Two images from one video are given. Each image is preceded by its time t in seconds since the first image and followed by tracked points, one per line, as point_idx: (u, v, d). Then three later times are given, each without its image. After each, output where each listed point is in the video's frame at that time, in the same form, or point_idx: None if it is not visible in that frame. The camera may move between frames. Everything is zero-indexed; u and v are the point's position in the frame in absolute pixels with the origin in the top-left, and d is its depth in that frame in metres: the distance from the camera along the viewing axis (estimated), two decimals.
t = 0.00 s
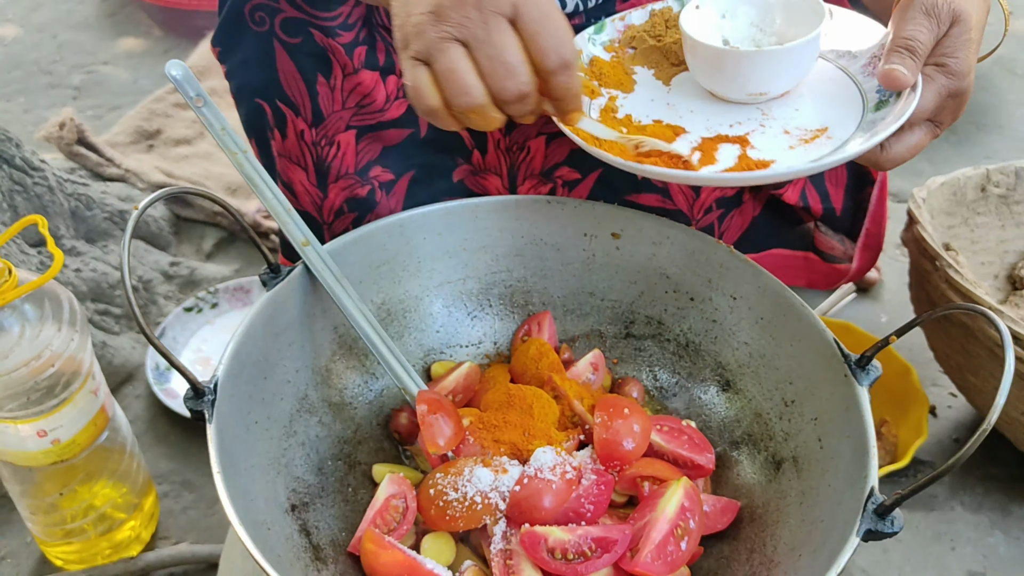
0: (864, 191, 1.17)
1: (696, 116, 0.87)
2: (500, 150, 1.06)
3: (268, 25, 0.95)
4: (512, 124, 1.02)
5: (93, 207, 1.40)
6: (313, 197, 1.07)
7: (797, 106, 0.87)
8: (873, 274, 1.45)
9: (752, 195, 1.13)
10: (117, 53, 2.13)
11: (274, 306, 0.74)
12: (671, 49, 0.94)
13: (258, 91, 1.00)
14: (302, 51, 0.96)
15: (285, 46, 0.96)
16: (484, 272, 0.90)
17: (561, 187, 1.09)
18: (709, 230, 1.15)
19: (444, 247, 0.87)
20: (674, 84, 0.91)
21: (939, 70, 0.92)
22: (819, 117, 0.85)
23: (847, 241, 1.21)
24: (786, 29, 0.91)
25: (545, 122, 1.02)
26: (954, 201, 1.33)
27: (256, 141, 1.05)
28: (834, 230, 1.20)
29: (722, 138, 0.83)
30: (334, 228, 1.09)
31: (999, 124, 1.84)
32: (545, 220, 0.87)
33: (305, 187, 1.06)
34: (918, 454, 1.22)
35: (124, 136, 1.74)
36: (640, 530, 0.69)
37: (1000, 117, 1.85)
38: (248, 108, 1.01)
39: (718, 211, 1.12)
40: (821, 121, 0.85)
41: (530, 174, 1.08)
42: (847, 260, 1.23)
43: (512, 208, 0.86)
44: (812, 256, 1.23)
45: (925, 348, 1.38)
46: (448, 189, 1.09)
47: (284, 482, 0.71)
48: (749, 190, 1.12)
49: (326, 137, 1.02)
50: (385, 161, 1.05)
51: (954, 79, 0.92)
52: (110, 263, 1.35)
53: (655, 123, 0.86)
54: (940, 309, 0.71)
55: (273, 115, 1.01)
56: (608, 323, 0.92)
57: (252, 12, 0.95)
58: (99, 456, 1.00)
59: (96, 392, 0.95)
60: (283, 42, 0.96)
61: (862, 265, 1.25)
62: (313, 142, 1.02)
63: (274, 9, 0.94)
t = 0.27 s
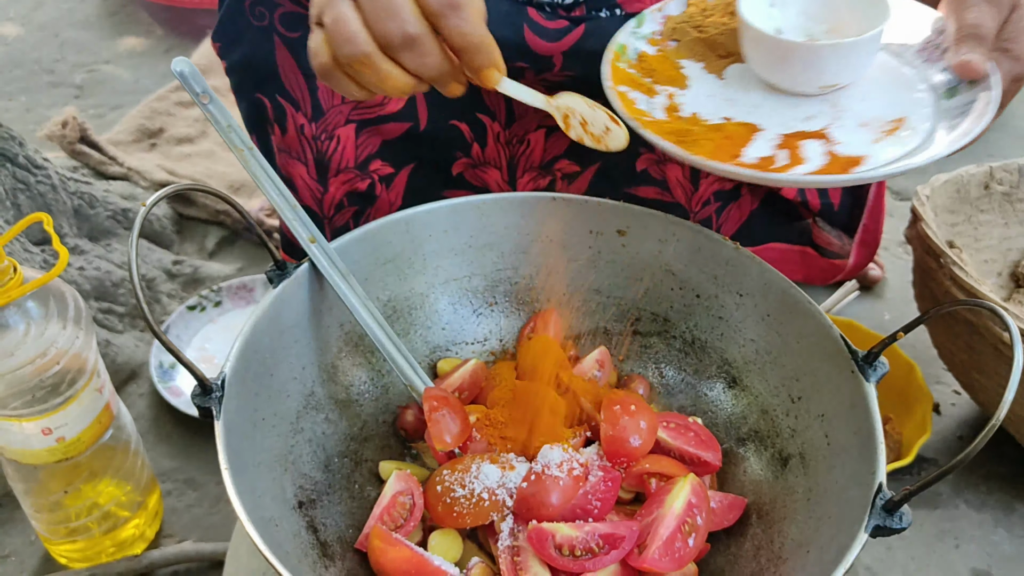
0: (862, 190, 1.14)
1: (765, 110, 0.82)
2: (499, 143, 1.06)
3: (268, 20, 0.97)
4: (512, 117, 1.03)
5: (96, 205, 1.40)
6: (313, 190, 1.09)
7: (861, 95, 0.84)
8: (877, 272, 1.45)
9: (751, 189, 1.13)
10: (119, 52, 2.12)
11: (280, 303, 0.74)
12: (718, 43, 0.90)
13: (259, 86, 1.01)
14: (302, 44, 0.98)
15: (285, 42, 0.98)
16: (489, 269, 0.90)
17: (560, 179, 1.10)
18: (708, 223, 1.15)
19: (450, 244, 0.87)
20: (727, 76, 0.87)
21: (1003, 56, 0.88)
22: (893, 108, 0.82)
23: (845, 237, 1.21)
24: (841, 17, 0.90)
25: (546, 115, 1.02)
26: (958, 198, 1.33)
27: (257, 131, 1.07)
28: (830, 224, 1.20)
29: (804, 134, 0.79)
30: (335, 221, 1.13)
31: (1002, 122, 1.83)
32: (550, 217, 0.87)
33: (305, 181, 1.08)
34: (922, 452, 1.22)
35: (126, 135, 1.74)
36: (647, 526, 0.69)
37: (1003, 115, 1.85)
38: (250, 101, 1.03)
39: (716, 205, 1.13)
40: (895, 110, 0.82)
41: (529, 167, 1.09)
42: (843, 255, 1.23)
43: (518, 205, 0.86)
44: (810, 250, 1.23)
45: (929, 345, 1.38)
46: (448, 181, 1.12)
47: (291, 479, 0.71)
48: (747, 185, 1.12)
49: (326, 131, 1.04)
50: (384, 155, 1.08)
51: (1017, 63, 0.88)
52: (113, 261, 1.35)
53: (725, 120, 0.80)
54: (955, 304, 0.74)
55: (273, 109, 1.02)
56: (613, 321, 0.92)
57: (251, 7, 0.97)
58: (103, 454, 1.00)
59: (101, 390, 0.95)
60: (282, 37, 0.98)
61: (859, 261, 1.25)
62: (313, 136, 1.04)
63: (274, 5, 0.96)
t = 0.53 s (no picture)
0: (858, 182, 1.14)
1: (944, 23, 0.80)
2: (498, 137, 1.08)
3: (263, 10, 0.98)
4: (511, 111, 1.06)
5: (98, 205, 1.40)
6: (309, 182, 1.07)
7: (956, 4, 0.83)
8: (879, 270, 1.45)
9: (749, 181, 1.15)
10: (119, 51, 2.12)
11: (284, 302, 0.73)
12: None
13: (256, 79, 1.03)
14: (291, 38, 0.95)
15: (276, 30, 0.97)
16: (492, 268, 0.90)
17: (559, 173, 1.13)
18: (705, 216, 1.18)
19: (453, 243, 0.87)
20: (823, 15, 0.85)
21: None
22: (1007, 8, 0.81)
23: (840, 230, 1.20)
24: None
25: (544, 109, 1.06)
26: (959, 197, 1.33)
27: (254, 122, 1.10)
28: (826, 218, 1.19)
29: (938, 48, 0.77)
30: (330, 215, 1.10)
31: (1003, 121, 1.84)
32: (553, 215, 0.87)
33: (300, 173, 1.06)
34: (924, 451, 1.22)
35: (128, 134, 1.73)
36: (651, 525, 0.69)
37: (1004, 114, 1.85)
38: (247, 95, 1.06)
39: (715, 197, 1.15)
40: (998, 17, 0.79)
41: (529, 160, 1.12)
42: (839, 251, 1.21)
43: (521, 203, 0.86)
44: (806, 245, 1.21)
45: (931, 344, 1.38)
46: (444, 174, 1.11)
47: (295, 478, 0.71)
48: (745, 176, 1.14)
49: (321, 123, 1.02)
50: (380, 148, 1.06)
51: None
52: (114, 261, 1.35)
53: (859, 55, 0.78)
54: (958, 303, 0.75)
55: (269, 101, 1.02)
56: (616, 319, 0.91)
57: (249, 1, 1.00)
58: (105, 454, 1.00)
59: (103, 389, 0.95)
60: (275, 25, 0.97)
61: (854, 257, 1.23)
62: (308, 129, 1.02)
63: None
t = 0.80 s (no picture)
0: (863, 167, 1.14)
1: (956, 27, 0.83)
2: (506, 126, 1.09)
3: None
4: (519, 99, 1.07)
5: (100, 203, 1.40)
6: (313, 168, 1.06)
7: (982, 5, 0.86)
8: (881, 269, 1.44)
9: (756, 167, 1.15)
10: (120, 50, 2.12)
11: (288, 300, 0.73)
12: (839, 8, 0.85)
13: (259, 67, 1.01)
14: (300, 21, 0.96)
15: (280, 17, 0.96)
16: (497, 266, 0.90)
17: (567, 162, 1.13)
18: (712, 204, 1.18)
19: (457, 241, 0.87)
20: (870, 32, 0.83)
21: None
22: None
23: (845, 217, 1.19)
24: None
25: (552, 96, 1.07)
26: (963, 195, 1.32)
27: (257, 113, 1.07)
28: (832, 205, 1.18)
29: (999, 48, 0.81)
30: (335, 200, 1.10)
31: (1004, 121, 1.84)
32: (558, 213, 0.87)
33: (305, 160, 1.05)
34: (927, 449, 1.22)
35: (129, 133, 1.73)
36: (657, 523, 0.69)
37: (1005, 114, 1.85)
38: (250, 85, 1.04)
39: (722, 184, 1.16)
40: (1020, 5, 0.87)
41: (536, 150, 1.12)
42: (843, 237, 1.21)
43: (525, 201, 0.86)
44: (810, 232, 1.22)
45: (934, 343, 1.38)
46: (448, 162, 1.11)
47: (300, 476, 0.71)
48: (751, 162, 1.14)
49: (325, 109, 1.02)
50: (385, 134, 1.06)
51: None
52: (116, 259, 1.35)
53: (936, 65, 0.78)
54: (962, 300, 0.74)
55: (273, 89, 1.01)
56: (621, 317, 0.91)
57: None
58: (108, 453, 0.99)
59: (106, 388, 0.94)
60: (279, 13, 0.96)
61: (859, 243, 1.21)
62: (313, 114, 1.02)
63: None
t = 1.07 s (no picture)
0: (874, 165, 1.16)
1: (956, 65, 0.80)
2: (511, 120, 1.09)
3: None
4: (524, 94, 1.07)
5: (101, 200, 1.40)
6: (325, 163, 1.04)
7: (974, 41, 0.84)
8: (882, 268, 1.45)
9: (761, 168, 1.15)
10: (122, 47, 2.12)
11: (292, 296, 0.73)
12: (839, 50, 0.81)
13: (271, 60, 0.99)
14: (316, 14, 0.96)
15: (297, 8, 0.96)
16: (500, 263, 0.90)
17: (572, 157, 1.13)
18: (717, 204, 1.18)
19: (460, 238, 0.87)
20: (880, 75, 0.79)
21: None
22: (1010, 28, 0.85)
23: (856, 216, 1.20)
24: None
25: (557, 92, 1.07)
26: (964, 194, 1.33)
27: (267, 108, 1.05)
28: (841, 205, 1.19)
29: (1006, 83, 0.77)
30: (347, 195, 1.08)
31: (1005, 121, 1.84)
32: (561, 210, 0.86)
33: (317, 154, 1.03)
34: (929, 448, 1.22)
35: (130, 130, 1.73)
36: (660, 520, 0.69)
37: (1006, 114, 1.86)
38: (261, 78, 1.01)
39: (727, 184, 1.16)
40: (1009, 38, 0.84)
41: (541, 145, 1.12)
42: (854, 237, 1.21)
43: (529, 198, 0.85)
44: (821, 232, 1.22)
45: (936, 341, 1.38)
46: (458, 157, 1.12)
47: (304, 472, 0.71)
48: (756, 163, 1.14)
49: (338, 102, 1.01)
50: (396, 129, 1.06)
51: None
52: (117, 256, 1.34)
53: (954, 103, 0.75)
54: (965, 297, 0.74)
55: (285, 82, 0.99)
56: (624, 314, 0.91)
57: None
58: (109, 450, 0.99)
59: (109, 384, 0.94)
60: (295, 5, 0.96)
61: (870, 242, 1.22)
62: (326, 107, 1.00)
63: None
